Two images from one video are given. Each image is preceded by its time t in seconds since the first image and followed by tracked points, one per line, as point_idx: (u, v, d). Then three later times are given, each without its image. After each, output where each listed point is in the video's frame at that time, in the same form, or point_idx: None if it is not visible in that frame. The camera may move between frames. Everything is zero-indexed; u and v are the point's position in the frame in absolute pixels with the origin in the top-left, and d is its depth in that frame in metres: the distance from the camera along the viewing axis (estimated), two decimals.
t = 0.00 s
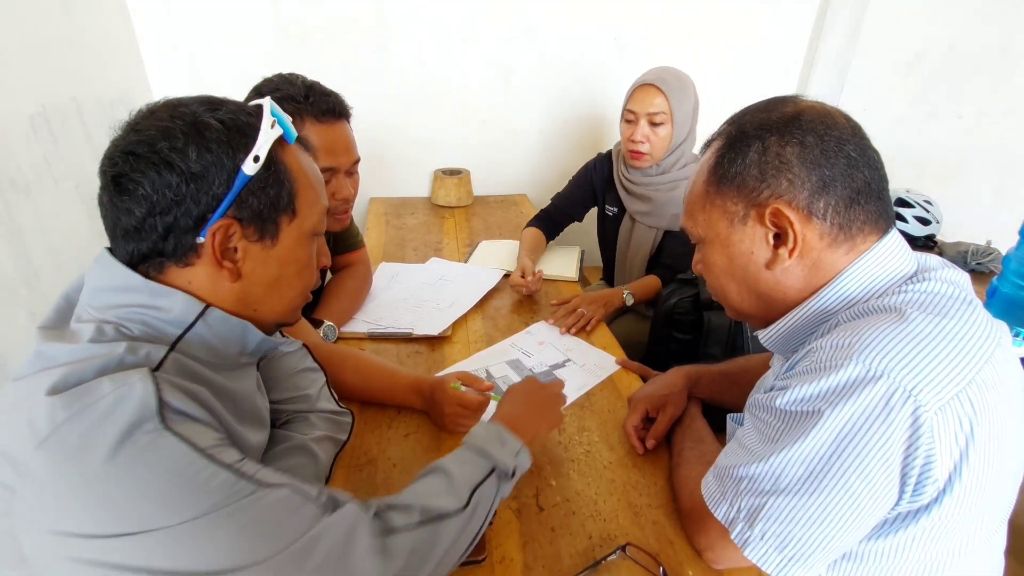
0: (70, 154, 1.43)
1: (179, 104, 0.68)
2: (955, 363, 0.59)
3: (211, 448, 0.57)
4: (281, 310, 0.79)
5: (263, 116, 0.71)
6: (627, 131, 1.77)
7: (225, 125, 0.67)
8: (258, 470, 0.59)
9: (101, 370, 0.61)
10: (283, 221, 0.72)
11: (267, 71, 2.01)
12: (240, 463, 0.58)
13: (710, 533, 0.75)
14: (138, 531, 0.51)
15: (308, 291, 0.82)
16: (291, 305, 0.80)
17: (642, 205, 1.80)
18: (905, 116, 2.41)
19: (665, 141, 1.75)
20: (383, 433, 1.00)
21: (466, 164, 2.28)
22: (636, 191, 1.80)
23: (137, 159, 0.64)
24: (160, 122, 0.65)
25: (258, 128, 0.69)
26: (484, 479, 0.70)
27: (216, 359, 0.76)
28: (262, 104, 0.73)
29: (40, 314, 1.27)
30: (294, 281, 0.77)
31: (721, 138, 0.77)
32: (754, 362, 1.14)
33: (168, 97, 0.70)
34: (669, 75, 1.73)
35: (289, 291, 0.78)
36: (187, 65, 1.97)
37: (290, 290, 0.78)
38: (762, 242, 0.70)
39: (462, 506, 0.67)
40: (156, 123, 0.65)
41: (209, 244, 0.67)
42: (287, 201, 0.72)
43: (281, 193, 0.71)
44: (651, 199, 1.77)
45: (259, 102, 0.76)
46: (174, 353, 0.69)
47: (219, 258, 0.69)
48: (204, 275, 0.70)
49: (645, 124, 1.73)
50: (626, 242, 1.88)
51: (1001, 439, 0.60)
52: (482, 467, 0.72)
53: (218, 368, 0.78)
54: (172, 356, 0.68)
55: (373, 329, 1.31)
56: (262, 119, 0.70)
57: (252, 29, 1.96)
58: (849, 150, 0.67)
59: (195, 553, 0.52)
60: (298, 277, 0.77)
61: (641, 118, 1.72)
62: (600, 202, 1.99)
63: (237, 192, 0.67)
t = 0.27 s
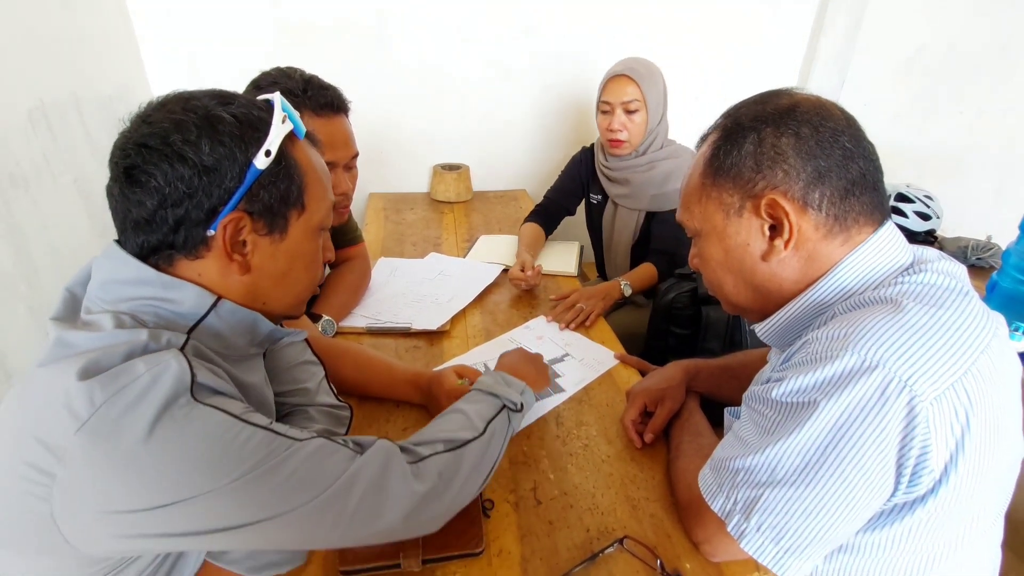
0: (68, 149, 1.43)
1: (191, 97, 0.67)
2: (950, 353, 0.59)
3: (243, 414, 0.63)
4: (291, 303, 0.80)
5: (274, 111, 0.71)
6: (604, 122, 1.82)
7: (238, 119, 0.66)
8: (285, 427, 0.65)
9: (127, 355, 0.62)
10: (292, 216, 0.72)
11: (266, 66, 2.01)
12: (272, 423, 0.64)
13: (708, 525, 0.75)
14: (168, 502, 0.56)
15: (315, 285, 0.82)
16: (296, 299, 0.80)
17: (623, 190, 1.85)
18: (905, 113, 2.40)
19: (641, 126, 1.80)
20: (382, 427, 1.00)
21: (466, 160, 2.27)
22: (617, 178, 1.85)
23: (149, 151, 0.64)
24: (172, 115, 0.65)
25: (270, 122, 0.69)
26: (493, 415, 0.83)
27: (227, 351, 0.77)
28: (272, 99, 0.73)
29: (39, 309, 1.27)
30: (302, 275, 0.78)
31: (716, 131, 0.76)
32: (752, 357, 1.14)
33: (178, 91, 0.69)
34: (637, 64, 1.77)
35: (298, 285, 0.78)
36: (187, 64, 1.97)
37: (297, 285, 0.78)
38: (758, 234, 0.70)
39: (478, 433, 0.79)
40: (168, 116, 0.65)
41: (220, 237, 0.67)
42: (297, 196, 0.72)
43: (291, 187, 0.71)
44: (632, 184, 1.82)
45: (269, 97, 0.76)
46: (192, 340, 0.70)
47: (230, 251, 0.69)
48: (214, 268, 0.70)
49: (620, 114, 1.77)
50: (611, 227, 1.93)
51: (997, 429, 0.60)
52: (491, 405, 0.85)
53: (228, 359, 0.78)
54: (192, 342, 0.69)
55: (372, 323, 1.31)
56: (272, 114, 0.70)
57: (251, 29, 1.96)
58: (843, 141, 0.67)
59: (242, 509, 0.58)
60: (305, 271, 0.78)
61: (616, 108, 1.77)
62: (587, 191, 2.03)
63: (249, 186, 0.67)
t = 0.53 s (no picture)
0: (73, 138, 1.44)
1: (193, 82, 0.68)
2: (951, 336, 0.59)
3: (245, 396, 0.64)
4: (291, 289, 0.80)
5: (275, 96, 0.71)
6: (602, 109, 1.81)
7: (239, 104, 0.67)
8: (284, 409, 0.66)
9: (130, 336, 0.62)
10: (293, 200, 0.73)
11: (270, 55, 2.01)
12: (272, 406, 0.65)
13: (709, 510, 0.76)
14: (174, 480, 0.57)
15: (315, 271, 0.83)
16: (298, 284, 0.81)
17: (620, 176, 1.85)
18: (911, 104, 2.39)
19: (639, 113, 1.80)
20: (386, 413, 1.01)
21: (469, 149, 2.27)
22: (613, 165, 1.85)
23: (152, 135, 0.64)
24: (174, 100, 0.65)
25: (270, 108, 0.69)
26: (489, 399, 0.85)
27: (229, 334, 0.77)
28: (273, 85, 0.74)
29: (45, 296, 1.28)
30: (303, 260, 0.78)
31: (718, 116, 0.76)
32: (755, 345, 1.14)
33: (181, 77, 0.70)
34: (634, 49, 1.76)
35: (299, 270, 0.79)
36: (187, 65, 1.99)
37: (299, 270, 0.79)
38: (759, 216, 0.70)
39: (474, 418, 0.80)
40: (170, 100, 0.65)
41: (222, 222, 0.68)
42: (297, 181, 0.72)
43: (291, 172, 0.71)
44: (628, 169, 1.82)
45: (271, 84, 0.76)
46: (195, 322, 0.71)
47: (231, 235, 0.70)
48: (216, 252, 0.71)
49: (619, 100, 1.77)
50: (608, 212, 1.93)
51: (996, 412, 0.60)
52: (488, 389, 0.86)
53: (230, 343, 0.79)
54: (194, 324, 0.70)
55: (376, 311, 1.31)
56: (273, 99, 0.70)
57: (253, 20, 1.96)
58: (844, 123, 0.67)
59: (246, 487, 0.59)
60: (307, 257, 0.78)
61: (614, 94, 1.76)
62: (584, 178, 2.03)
63: (249, 170, 0.67)
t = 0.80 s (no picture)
0: (72, 133, 1.44)
1: (190, 80, 0.67)
2: (934, 325, 0.59)
3: (243, 407, 0.64)
4: (290, 284, 0.81)
5: (273, 94, 0.71)
6: (604, 106, 1.81)
7: (240, 103, 0.66)
8: (282, 420, 0.66)
9: (125, 336, 0.63)
10: (293, 198, 0.74)
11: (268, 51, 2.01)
12: (269, 417, 0.65)
13: (699, 503, 0.76)
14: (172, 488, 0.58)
15: (313, 266, 0.83)
16: (296, 279, 0.82)
17: (620, 174, 1.85)
18: (911, 100, 2.38)
19: (640, 112, 1.80)
20: (381, 407, 1.01)
21: (468, 146, 2.27)
22: (613, 163, 1.85)
23: (152, 134, 0.63)
24: (174, 98, 0.64)
25: (271, 106, 0.69)
26: (481, 411, 0.84)
27: (224, 333, 0.78)
28: (270, 82, 0.74)
29: (44, 292, 1.29)
30: (301, 257, 0.79)
31: (709, 110, 0.76)
32: (750, 340, 1.14)
33: (175, 73, 0.69)
34: (637, 46, 1.76)
35: (297, 266, 0.80)
36: (187, 65, 2.00)
37: (297, 266, 0.79)
38: (748, 206, 0.70)
39: (465, 433, 0.80)
40: (170, 99, 0.64)
41: (224, 221, 0.68)
42: (297, 179, 0.73)
43: (291, 170, 0.72)
44: (628, 168, 1.82)
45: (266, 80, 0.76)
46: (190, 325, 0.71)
47: (234, 234, 0.70)
48: (217, 251, 0.71)
49: (621, 98, 1.77)
50: (605, 209, 1.93)
51: (980, 403, 0.61)
52: (482, 400, 0.86)
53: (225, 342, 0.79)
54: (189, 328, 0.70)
55: (373, 307, 1.32)
56: (272, 98, 0.71)
57: (252, 16, 1.96)
58: (833, 116, 0.67)
59: (242, 498, 0.60)
60: (304, 253, 0.79)
61: (616, 92, 1.76)
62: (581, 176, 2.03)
63: (252, 169, 0.67)
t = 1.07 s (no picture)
0: (70, 136, 1.45)
1: (176, 87, 0.66)
2: (922, 324, 0.59)
3: (230, 417, 0.64)
4: (280, 291, 0.81)
5: (263, 101, 0.71)
6: (607, 110, 1.80)
7: (228, 111, 0.66)
8: (269, 428, 0.67)
9: (111, 344, 0.63)
10: (284, 205, 0.74)
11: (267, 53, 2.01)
12: (257, 426, 0.66)
13: (692, 504, 0.76)
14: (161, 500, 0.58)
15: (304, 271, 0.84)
16: (288, 284, 0.82)
17: (625, 179, 1.84)
18: (912, 96, 2.37)
19: (645, 116, 1.80)
20: (376, 409, 1.01)
21: (467, 146, 2.27)
22: (618, 167, 1.84)
23: (140, 144, 0.63)
24: (161, 106, 0.64)
25: (260, 113, 0.69)
26: (472, 412, 0.84)
27: (214, 339, 0.78)
28: (259, 87, 0.74)
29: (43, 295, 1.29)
30: (292, 262, 0.79)
31: (699, 110, 0.76)
32: (746, 339, 1.14)
33: (162, 78, 0.68)
34: (642, 50, 1.75)
35: (288, 271, 0.80)
36: (187, 66, 2.00)
37: (288, 271, 0.80)
38: (737, 206, 0.70)
39: (455, 435, 0.79)
40: (157, 107, 0.64)
41: (214, 229, 0.69)
42: (287, 185, 0.73)
43: (282, 177, 0.72)
44: (633, 172, 1.81)
45: (255, 83, 0.76)
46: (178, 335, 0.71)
47: (224, 242, 0.70)
48: (207, 259, 0.71)
49: (625, 102, 1.76)
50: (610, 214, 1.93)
51: (970, 401, 0.60)
52: (473, 403, 0.86)
53: (214, 348, 0.79)
54: (176, 337, 0.70)
55: (370, 309, 1.32)
56: (262, 104, 0.71)
57: (250, 17, 1.96)
58: (821, 116, 0.67)
59: (233, 509, 0.60)
60: (296, 259, 0.79)
61: (620, 96, 1.76)
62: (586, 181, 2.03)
63: (241, 177, 0.68)
